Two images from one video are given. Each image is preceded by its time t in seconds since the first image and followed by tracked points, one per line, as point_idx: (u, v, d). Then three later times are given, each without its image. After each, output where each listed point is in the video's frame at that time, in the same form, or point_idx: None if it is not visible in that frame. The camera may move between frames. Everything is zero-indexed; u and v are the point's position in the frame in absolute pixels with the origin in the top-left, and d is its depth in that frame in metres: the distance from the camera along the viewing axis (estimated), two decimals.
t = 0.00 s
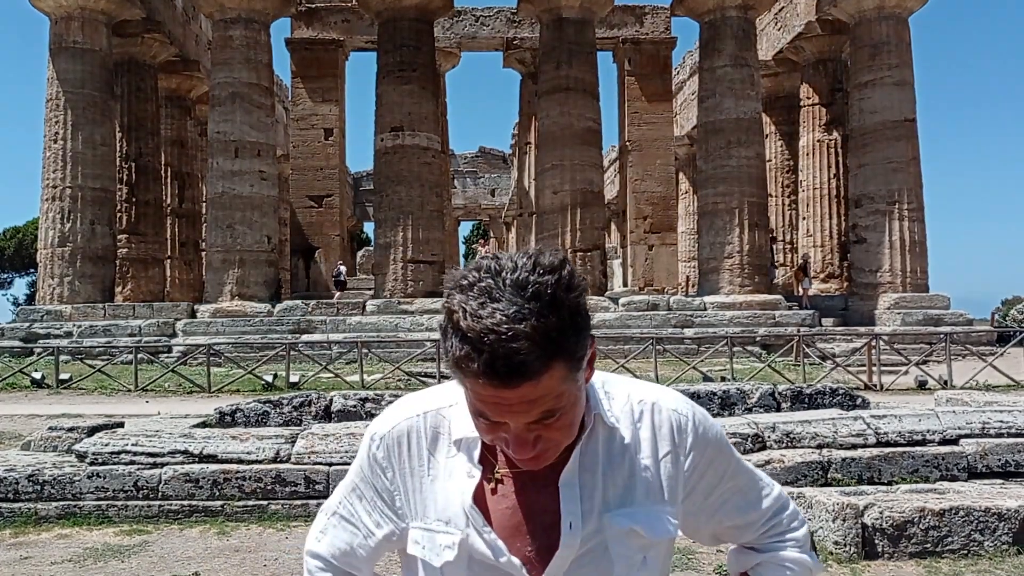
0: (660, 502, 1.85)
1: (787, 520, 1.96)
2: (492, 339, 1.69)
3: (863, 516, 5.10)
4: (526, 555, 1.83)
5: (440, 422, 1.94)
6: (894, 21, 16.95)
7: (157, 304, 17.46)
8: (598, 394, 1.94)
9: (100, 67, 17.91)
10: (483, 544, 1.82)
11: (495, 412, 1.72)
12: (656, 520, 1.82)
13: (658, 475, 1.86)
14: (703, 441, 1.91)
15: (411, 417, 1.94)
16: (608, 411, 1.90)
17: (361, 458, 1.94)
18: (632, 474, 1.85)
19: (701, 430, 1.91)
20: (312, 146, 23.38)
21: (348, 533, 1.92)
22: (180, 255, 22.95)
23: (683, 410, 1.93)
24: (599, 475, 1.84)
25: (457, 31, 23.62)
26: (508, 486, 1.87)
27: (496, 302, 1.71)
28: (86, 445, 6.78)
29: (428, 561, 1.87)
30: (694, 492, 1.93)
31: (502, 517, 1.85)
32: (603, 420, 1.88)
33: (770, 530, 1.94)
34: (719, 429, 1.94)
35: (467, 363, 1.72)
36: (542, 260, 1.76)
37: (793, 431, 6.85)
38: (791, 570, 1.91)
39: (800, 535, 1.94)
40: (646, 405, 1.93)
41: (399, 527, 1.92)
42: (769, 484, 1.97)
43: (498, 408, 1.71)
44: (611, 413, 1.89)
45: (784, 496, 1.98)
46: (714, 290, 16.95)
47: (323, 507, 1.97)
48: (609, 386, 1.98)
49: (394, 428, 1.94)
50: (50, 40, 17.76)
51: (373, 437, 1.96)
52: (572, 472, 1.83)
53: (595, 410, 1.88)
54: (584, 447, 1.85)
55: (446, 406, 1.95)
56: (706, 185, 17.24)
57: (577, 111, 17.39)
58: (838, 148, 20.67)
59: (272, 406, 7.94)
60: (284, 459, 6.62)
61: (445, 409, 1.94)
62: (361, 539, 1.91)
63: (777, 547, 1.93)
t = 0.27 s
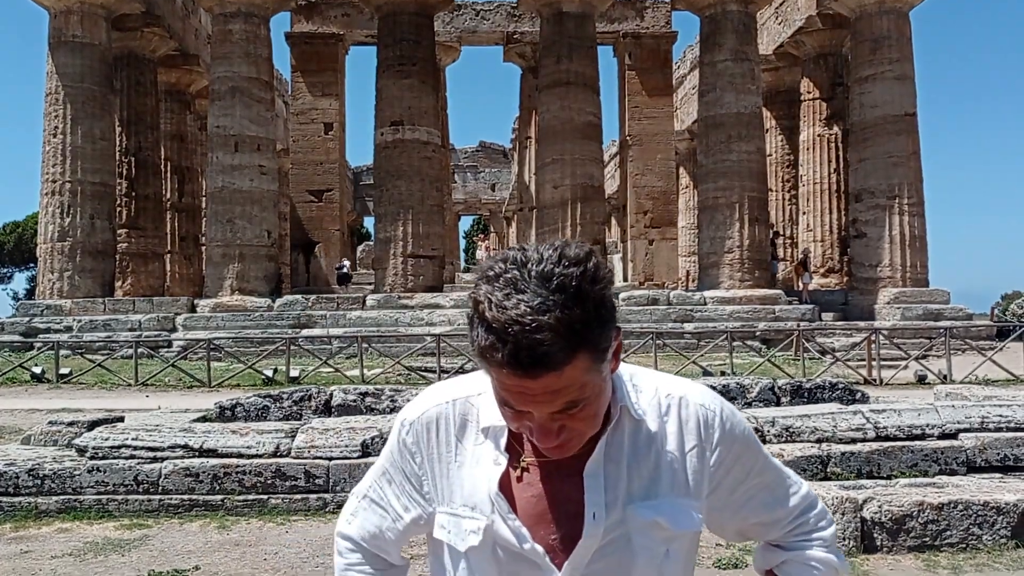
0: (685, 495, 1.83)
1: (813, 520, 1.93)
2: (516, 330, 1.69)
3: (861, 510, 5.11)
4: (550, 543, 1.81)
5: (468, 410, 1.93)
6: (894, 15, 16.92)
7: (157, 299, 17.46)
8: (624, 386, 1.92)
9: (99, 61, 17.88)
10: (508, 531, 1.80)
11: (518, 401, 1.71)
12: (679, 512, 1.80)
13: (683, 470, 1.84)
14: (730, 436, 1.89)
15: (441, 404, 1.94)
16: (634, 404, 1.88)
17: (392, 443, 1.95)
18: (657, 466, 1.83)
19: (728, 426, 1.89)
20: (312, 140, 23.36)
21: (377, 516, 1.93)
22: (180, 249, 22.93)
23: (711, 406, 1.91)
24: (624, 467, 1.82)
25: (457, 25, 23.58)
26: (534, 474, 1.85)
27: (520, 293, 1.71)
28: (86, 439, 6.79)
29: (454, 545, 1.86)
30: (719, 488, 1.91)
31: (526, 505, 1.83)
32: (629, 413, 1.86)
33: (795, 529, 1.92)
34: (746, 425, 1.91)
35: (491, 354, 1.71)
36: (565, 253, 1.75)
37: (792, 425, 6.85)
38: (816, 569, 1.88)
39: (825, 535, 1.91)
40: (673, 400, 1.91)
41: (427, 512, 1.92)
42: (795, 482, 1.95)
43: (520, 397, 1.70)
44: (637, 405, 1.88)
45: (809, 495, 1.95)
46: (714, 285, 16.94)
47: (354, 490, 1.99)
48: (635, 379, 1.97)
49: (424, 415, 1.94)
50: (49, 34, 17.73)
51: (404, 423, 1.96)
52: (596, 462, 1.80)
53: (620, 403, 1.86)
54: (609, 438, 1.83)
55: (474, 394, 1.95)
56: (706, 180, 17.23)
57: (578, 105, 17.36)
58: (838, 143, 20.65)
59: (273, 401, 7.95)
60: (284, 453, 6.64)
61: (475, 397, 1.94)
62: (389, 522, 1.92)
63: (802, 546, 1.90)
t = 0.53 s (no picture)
0: (703, 489, 1.83)
1: (826, 517, 1.93)
2: (547, 322, 1.69)
3: (861, 503, 5.11)
4: (568, 530, 1.80)
5: (491, 396, 1.93)
6: (896, 8, 16.88)
7: (158, 292, 17.47)
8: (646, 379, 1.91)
9: (99, 54, 17.85)
10: (528, 517, 1.79)
11: (544, 390, 1.72)
12: (696, 505, 1.81)
13: (700, 465, 1.83)
14: (748, 432, 1.88)
15: (465, 389, 1.94)
16: (655, 395, 1.87)
17: (415, 425, 1.95)
18: (676, 460, 1.83)
19: (747, 422, 1.88)
20: (312, 134, 23.34)
21: (396, 497, 1.92)
22: (180, 243, 22.92)
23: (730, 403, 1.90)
24: (644, 458, 1.81)
25: (457, 18, 23.54)
26: (555, 462, 1.84)
27: (553, 286, 1.71)
28: (87, 433, 6.79)
29: (473, 528, 1.86)
30: (735, 483, 1.91)
31: (547, 492, 1.82)
32: (650, 406, 1.85)
33: (809, 526, 1.92)
34: (765, 421, 1.90)
35: (520, 345, 1.72)
36: (599, 250, 1.75)
37: (791, 418, 6.85)
38: (828, 565, 1.88)
39: (838, 534, 1.91)
40: (693, 394, 1.90)
41: (447, 494, 1.91)
42: (809, 480, 1.95)
43: (546, 387, 1.71)
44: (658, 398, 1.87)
45: (823, 493, 1.95)
46: (715, 278, 16.94)
47: (375, 470, 1.98)
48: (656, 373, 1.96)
49: (447, 399, 1.94)
50: (49, 26, 17.70)
51: (427, 407, 1.95)
52: (616, 452, 1.79)
53: (643, 395, 1.85)
54: (630, 429, 1.82)
55: (498, 381, 1.94)
56: (706, 173, 17.22)
57: (578, 98, 17.33)
58: (839, 136, 20.63)
59: (273, 394, 7.96)
60: (284, 446, 6.65)
61: (499, 383, 1.93)
62: (409, 504, 1.91)
63: (815, 543, 1.90)
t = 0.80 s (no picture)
0: (699, 481, 1.84)
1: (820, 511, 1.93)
2: (562, 266, 1.69)
3: (855, 497, 5.16)
4: (568, 522, 1.80)
5: (490, 391, 1.93)
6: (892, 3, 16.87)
7: (153, 287, 17.44)
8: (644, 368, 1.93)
9: (94, 48, 17.79)
10: (528, 509, 1.79)
11: (554, 341, 1.69)
12: (692, 496, 1.81)
13: (695, 455, 1.84)
14: (743, 425, 1.89)
15: (463, 384, 1.93)
16: (653, 385, 1.89)
17: (412, 420, 1.93)
18: (673, 451, 1.84)
19: (741, 415, 1.89)
20: (308, 128, 23.30)
21: (392, 495, 1.88)
22: (176, 238, 22.88)
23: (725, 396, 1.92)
24: (641, 450, 1.82)
25: (453, 13, 23.51)
26: (555, 454, 1.85)
27: (569, 240, 1.73)
28: (83, 428, 6.78)
29: (471, 523, 1.84)
30: (730, 476, 1.91)
31: (547, 485, 1.83)
32: (647, 399, 1.86)
33: (803, 518, 1.92)
34: (759, 414, 1.91)
35: (531, 291, 1.72)
36: (612, 212, 1.78)
37: (786, 413, 6.86)
38: (823, 557, 1.88)
39: (831, 526, 1.92)
40: (688, 387, 1.91)
41: (445, 490, 1.88)
42: (803, 473, 1.95)
43: (556, 335, 1.69)
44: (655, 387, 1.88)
45: (816, 487, 1.95)
46: (710, 274, 16.96)
47: (369, 468, 1.94)
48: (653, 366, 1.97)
49: (445, 394, 1.92)
50: (43, 20, 17.62)
51: (426, 402, 1.93)
52: (614, 443, 1.81)
53: (640, 387, 1.86)
54: (627, 421, 1.84)
55: (497, 377, 1.94)
56: (703, 168, 17.23)
57: (575, 94, 17.32)
58: (834, 132, 20.65)
59: (270, 389, 7.96)
60: (281, 441, 6.66)
61: (497, 377, 1.93)
62: (405, 500, 1.88)
63: (809, 535, 1.90)
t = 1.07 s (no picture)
0: (683, 477, 1.85)
1: (803, 509, 1.94)
2: (564, 211, 1.86)
3: (846, 495, 5.18)
4: (553, 519, 1.82)
5: (476, 388, 1.93)
6: (883, 3, 16.93)
7: (144, 284, 17.39)
8: (632, 362, 1.94)
9: (84, 44, 17.70)
10: (514, 506, 1.80)
11: (555, 280, 1.83)
12: (677, 493, 1.83)
13: (680, 449, 1.86)
14: (727, 423, 1.91)
15: (448, 382, 1.93)
16: (640, 379, 1.90)
17: (396, 418, 1.92)
18: (658, 447, 1.85)
19: (725, 412, 1.91)
20: (300, 125, 23.25)
21: (377, 493, 1.90)
22: (167, 234, 22.80)
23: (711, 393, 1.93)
24: (626, 445, 1.84)
25: (446, 10, 23.49)
26: (541, 452, 1.87)
27: (571, 195, 1.91)
28: (74, 425, 6.76)
29: (456, 522, 1.84)
30: (714, 473, 1.93)
31: (533, 482, 1.84)
32: (633, 394, 1.87)
33: (786, 517, 1.93)
34: (742, 412, 1.93)
35: (533, 237, 1.87)
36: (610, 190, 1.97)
37: (777, 411, 6.89)
38: (806, 556, 1.89)
39: (814, 524, 1.93)
40: (674, 381, 1.93)
41: (430, 489, 1.89)
42: (787, 470, 1.97)
43: (558, 274, 1.83)
44: (641, 382, 1.90)
45: (800, 485, 1.96)
46: (702, 272, 17.01)
47: (354, 467, 1.95)
48: (642, 360, 1.98)
49: (431, 391, 1.92)
50: (33, 16, 17.53)
51: (410, 399, 1.93)
52: (599, 438, 1.83)
53: (627, 381, 1.88)
54: (612, 417, 1.86)
55: (484, 374, 1.94)
56: (694, 167, 17.27)
57: (567, 92, 17.33)
58: (825, 130, 20.72)
59: (261, 387, 7.94)
60: (272, 439, 6.65)
61: (483, 375, 1.94)
62: (390, 498, 1.89)
63: (792, 534, 1.91)
